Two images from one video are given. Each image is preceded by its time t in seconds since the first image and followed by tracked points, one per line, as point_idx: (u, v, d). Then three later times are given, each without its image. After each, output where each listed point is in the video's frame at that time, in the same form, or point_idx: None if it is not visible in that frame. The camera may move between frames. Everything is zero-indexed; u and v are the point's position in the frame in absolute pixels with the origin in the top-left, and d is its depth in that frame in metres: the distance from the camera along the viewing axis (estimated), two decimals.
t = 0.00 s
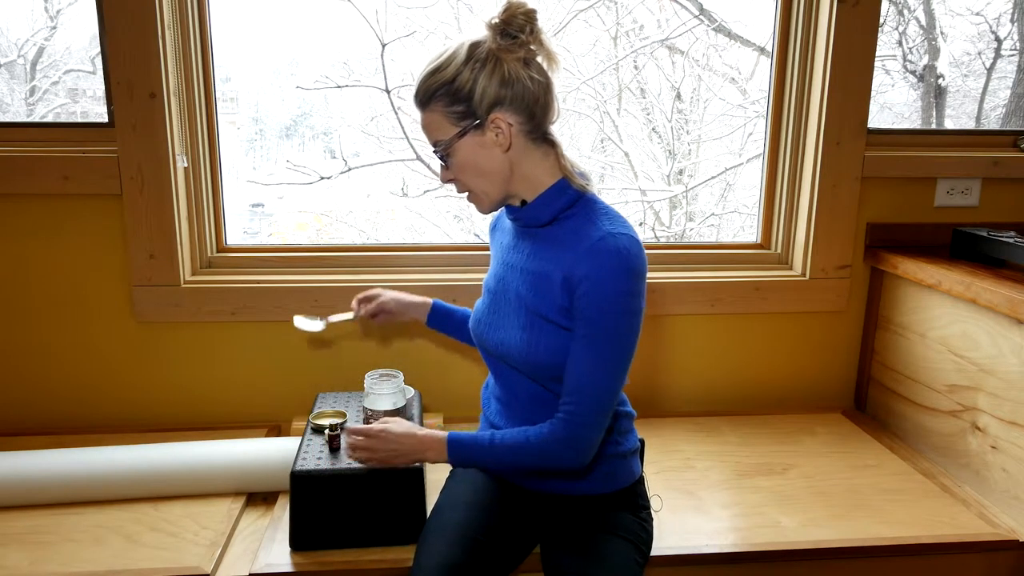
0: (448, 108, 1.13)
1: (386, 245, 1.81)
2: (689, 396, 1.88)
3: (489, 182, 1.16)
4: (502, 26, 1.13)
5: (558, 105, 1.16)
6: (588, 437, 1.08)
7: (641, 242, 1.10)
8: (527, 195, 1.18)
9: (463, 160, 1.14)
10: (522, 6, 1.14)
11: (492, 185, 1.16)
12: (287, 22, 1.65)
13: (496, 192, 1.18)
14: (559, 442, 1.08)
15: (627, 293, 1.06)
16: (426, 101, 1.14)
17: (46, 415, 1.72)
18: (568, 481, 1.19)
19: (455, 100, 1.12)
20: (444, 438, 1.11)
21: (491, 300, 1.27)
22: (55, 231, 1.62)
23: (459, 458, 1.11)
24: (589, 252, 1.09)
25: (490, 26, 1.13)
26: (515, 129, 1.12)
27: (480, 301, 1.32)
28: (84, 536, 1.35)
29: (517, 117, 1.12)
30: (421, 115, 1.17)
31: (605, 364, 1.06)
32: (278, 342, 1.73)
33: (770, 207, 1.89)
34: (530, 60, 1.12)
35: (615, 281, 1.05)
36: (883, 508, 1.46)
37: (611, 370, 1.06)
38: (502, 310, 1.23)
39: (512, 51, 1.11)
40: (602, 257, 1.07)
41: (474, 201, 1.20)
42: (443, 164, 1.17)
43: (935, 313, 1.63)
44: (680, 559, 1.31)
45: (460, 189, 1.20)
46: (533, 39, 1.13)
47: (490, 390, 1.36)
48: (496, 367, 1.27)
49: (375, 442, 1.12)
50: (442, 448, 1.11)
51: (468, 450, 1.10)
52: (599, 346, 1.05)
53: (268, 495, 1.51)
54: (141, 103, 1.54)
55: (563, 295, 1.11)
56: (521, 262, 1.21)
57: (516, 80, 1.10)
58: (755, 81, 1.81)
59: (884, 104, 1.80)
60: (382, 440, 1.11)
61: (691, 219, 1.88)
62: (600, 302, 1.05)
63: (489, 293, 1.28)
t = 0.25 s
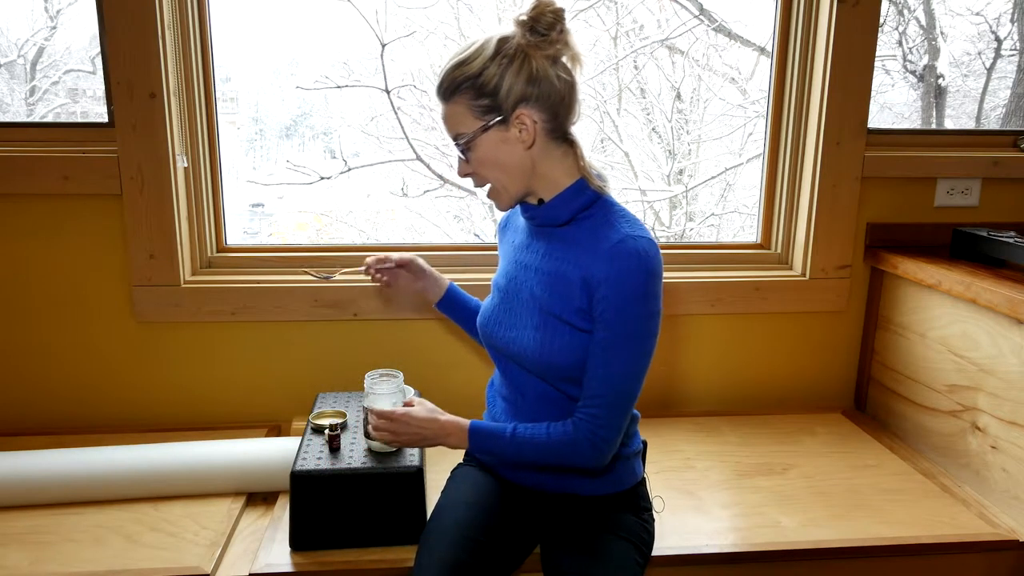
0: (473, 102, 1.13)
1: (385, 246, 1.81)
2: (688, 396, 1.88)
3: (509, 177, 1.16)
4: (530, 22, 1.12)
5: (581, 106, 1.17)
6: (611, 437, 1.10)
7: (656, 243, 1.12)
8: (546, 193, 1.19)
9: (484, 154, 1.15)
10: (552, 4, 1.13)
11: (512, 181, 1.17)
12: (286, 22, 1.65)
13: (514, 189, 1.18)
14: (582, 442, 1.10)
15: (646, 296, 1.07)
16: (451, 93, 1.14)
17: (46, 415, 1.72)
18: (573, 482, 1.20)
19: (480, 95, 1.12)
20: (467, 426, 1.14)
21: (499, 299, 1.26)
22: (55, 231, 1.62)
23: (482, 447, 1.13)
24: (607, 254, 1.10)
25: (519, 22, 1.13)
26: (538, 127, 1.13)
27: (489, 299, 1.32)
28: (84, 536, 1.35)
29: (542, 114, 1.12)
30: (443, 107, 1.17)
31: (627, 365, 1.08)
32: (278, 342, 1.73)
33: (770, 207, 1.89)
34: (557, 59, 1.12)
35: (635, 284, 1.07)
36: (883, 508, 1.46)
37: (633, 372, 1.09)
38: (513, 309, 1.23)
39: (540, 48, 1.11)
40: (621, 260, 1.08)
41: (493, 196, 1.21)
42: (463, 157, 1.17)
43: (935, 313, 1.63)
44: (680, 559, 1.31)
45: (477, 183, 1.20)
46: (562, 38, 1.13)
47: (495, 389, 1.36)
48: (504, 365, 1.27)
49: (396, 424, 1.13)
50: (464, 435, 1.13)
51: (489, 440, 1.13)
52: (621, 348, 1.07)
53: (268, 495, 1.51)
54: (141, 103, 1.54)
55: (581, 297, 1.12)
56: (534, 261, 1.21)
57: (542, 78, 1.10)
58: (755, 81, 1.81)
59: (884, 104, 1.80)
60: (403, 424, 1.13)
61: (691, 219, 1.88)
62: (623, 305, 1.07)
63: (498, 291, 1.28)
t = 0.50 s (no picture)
0: (532, 75, 1.10)
1: (385, 246, 1.81)
2: (688, 396, 1.88)
3: (551, 156, 1.14)
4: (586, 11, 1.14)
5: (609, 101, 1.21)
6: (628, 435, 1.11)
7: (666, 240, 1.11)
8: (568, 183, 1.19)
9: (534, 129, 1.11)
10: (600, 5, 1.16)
11: (551, 160, 1.14)
12: (286, 22, 1.65)
13: (549, 172, 1.16)
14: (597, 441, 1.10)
15: (660, 294, 1.07)
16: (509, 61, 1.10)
17: (46, 415, 1.72)
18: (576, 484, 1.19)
19: (548, 69, 1.10)
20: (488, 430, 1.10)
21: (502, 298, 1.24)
22: (55, 231, 1.62)
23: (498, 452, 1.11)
24: (622, 256, 1.09)
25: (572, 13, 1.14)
26: (584, 116, 1.15)
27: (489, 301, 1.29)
28: (84, 536, 1.35)
29: (592, 101, 1.14)
30: (490, 73, 1.11)
31: (642, 364, 1.08)
32: (277, 342, 1.73)
33: (770, 207, 1.89)
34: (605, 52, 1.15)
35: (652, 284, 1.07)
36: (883, 508, 1.46)
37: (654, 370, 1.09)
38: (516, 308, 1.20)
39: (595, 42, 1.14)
40: (636, 262, 1.07)
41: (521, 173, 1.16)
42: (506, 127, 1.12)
43: (935, 313, 1.63)
44: (680, 559, 1.31)
45: (508, 159, 1.15)
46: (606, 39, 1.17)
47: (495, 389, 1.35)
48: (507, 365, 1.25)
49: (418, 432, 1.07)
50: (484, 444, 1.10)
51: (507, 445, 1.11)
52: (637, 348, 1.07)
53: (268, 495, 1.51)
54: (141, 103, 1.54)
55: (594, 296, 1.10)
56: (542, 264, 1.19)
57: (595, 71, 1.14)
58: (755, 81, 1.81)
59: (884, 104, 1.80)
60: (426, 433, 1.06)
61: (691, 219, 1.88)
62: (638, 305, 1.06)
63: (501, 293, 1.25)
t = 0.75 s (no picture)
0: (569, 64, 1.11)
1: (386, 246, 1.81)
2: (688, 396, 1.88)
3: (575, 148, 1.14)
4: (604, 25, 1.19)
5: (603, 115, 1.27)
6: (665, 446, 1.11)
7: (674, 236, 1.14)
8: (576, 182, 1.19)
9: (565, 117, 1.11)
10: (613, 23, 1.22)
11: (574, 152, 1.14)
12: (286, 22, 1.65)
13: (569, 165, 1.15)
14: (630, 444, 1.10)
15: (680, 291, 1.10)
16: (550, 45, 1.10)
17: (46, 415, 1.72)
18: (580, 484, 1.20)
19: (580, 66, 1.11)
20: (551, 467, 1.07)
21: (508, 301, 1.22)
22: (55, 231, 1.62)
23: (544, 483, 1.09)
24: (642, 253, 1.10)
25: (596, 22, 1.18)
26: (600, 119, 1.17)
27: (489, 309, 1.27)
28: (84, 536, 1.35)
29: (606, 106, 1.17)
30: (526, 58, 1.11)
31: (669, 361, 1.10)
32: (276, 342, 1.73)
33: (770, 207, 1.89)
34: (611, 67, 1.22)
35: (672, 281, 1.09)
36: (883, 508, 1.46)
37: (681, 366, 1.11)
38: (527, 312, 1.18)
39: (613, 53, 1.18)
40: (656, 258, 1.09)
41: (541, 161, 1.13)
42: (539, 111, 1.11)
43: (935, 313, 1.63)
44: (680, 559, 1.31)
45: (533, 143, 1.12)
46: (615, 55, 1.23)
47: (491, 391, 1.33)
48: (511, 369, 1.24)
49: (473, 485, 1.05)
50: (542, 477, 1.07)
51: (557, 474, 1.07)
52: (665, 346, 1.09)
53: (268, 495, 1.51)
54: (141, 103, 1.54)
55: (615, 297, 1.11)
56: (549, 266, 1.18)
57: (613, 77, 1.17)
58: (755, 81, 1.81)
59: (884, 104, 1.80)
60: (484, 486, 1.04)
61: (691, 219, 1.88)
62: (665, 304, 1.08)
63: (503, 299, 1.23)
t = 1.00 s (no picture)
0: (580, 69, 1.11)
1: (386, 246, 1.81)
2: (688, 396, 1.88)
3: (573, 154, 1.13)
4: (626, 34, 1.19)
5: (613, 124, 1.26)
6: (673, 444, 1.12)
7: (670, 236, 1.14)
8: (572, 187, 1.18)
9: (567, 122, 1.11)
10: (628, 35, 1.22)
11: (572, 159, 1.13)
12: (286, 23, 1.65)
13: (565, 170, 1.14)
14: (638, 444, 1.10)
15: (681, 290, 1.10)
16: (565, 48, 1.10)
17: (46, 415, 1.72)
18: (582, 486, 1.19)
19: (592, 74, 1.12)
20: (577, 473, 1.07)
21: (507, 306, 1.20)
22: (55, 231, 1.62)
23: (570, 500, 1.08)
24: (643, 254, 1.10)
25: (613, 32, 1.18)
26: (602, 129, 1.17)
27: (487, 314, 1.26)
28: (85, 536, 1.35)
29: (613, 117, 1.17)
30: (541, 58, 1.10)
31: (671, 361, 1.10)
32: (276, 342, 1.73)
33: (770, 207, 1.89)
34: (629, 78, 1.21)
35: (672, 282, 1.09)
36: (883, 508, 1.46)
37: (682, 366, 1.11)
38: (529, 316, 1.17)
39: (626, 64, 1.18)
40: (657, 259, 1.09)
41: (536, 162, 1.13)
42: (542, 112, 1.11)
43: (935, 313, 1.63)
44: (680, 559, 1.31)
45: (532, 143, 1.12)
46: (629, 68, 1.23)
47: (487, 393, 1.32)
48: (512, 372, 1.23)
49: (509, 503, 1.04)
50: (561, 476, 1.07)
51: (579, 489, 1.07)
52: (670, 346, 1.10)
53: (268, 495, 1.51)
54: (141, 103, 1.54)
55: (619, 299, 1.11)
56: (547, 269, 1.17)
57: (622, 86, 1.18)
58: (755, 81, 1.81)
59: (884, 104, 1.80)
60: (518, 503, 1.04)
61: (691, 219, 1.88)
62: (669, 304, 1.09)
63: (501, 303, 1.22)
